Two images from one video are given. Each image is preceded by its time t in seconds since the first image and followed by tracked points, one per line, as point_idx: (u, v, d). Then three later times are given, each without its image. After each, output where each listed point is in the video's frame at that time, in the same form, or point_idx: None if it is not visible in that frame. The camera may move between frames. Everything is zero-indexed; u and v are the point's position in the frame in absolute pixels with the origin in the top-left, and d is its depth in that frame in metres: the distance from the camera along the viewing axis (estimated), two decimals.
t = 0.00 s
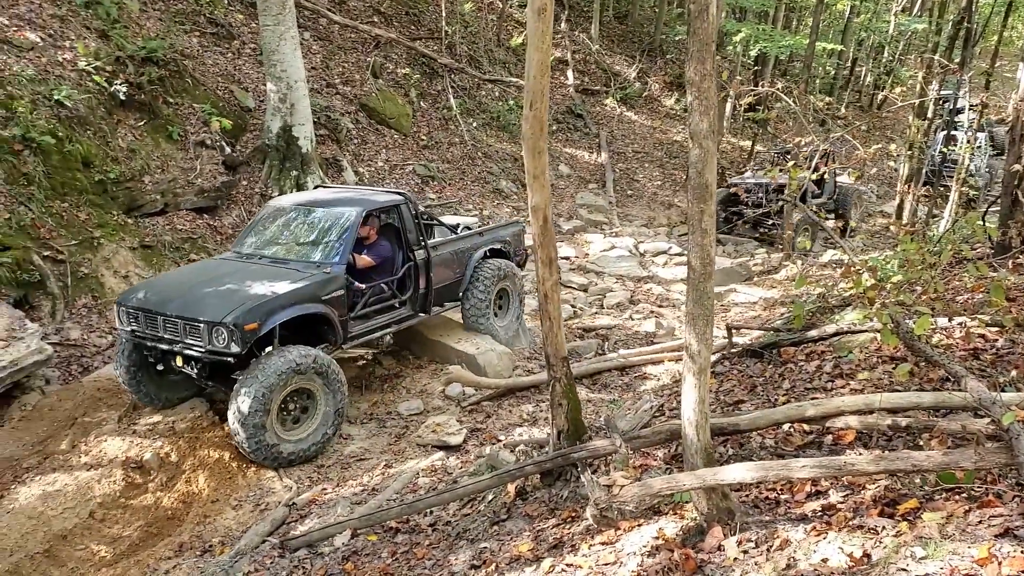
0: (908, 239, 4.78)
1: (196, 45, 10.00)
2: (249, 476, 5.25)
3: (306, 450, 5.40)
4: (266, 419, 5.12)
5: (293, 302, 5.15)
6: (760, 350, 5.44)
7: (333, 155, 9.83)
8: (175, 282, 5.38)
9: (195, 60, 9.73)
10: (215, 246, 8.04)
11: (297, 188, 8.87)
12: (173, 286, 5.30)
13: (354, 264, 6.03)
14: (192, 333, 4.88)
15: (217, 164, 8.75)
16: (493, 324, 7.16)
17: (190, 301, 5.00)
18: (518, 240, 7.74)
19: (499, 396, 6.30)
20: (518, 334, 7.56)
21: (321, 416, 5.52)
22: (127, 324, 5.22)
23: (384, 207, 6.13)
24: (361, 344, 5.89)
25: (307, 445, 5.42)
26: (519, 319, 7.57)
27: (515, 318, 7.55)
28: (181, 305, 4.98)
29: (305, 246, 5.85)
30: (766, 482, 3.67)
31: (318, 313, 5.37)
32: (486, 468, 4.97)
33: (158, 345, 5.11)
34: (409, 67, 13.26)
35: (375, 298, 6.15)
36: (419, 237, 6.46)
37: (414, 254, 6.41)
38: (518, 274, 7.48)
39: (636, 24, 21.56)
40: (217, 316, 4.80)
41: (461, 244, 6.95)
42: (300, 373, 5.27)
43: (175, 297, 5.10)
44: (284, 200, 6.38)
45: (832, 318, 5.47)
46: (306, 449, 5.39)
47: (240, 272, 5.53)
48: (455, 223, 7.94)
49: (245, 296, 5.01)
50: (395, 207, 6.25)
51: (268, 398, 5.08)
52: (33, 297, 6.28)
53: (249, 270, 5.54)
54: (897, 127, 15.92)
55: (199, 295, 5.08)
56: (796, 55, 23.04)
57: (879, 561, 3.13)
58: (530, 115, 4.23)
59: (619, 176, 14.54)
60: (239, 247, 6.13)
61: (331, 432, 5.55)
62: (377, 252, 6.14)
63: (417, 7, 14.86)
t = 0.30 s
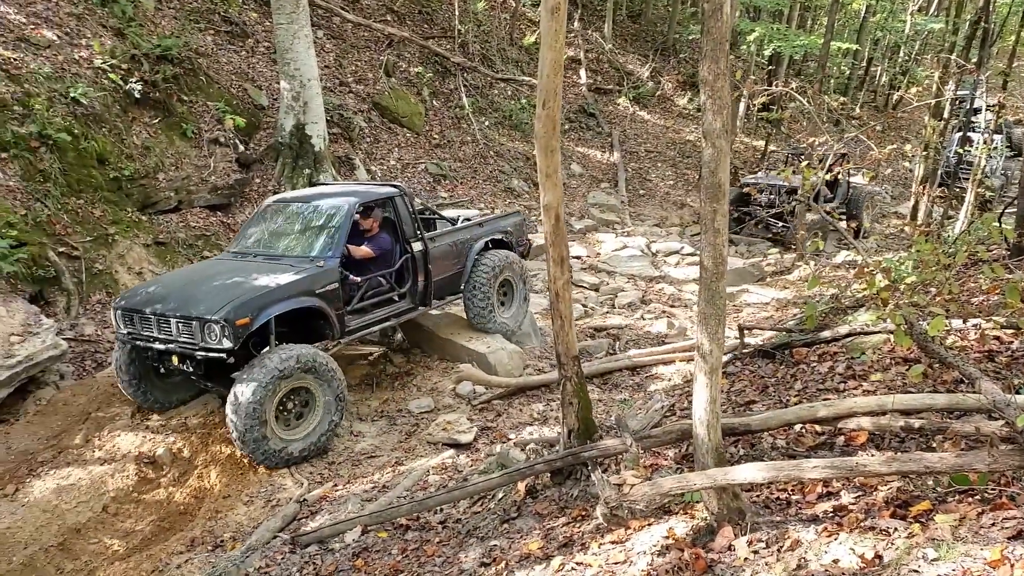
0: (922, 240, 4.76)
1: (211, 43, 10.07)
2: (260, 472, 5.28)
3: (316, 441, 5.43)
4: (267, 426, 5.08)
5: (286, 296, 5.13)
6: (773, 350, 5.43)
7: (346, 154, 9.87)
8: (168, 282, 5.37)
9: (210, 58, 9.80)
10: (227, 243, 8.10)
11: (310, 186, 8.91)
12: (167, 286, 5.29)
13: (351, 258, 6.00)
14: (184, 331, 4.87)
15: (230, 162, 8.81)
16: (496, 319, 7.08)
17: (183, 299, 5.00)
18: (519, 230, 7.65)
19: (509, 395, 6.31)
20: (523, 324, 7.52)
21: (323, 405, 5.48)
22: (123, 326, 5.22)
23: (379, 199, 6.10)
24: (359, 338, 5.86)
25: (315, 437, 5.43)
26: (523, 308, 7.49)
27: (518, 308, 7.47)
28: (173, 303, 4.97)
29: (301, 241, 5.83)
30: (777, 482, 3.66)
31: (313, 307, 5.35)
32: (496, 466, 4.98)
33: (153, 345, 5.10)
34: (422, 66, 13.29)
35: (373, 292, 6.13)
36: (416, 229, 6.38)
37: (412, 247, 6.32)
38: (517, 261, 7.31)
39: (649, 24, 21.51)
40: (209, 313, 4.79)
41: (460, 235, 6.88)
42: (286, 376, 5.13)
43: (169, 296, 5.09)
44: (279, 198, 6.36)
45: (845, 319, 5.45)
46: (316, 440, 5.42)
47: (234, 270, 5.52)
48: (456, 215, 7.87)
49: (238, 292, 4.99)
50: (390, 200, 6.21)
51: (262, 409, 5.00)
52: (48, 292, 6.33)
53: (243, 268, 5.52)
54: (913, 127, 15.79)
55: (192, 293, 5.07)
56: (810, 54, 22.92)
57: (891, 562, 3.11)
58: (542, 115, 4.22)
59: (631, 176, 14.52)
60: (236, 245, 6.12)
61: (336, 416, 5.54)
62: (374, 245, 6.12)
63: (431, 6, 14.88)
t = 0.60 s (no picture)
0: (936, 240, 4.73)
1: (224, 42, 10.13)
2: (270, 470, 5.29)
3: (319, 432, 5.43)
4: (262, 438, 5.07)
5: (270, 296, 5.07)
6: (783, 350, 5.41)
7: (357, 152, 9.91)
8: (152, 284, 5.31)
9: (223, 56, 9.86)
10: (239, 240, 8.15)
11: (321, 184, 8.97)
12: (153, 287, 5.24)
13: (340, 255, 5.97)
14: (167, 334, 4.81)
15: (243, 160, 8.88)
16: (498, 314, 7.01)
17: (167, 300, 4.94)
18: (516, 224, 7.61)
19: (519, 394, 6.30)
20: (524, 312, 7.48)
21: (314, 395, 5.38)
22: (108, 330, 5.17)
23: (367, 194, 6.05)
24: (350, 336, 5.83)
25: (315, 427, 5.41)
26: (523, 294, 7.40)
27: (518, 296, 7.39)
28: (155, 306, 4.90)
29: (289, 239, 5.78)
30: (787, 482, 3.64)
31: (299, 306, 5.30)
32: (505, 465, 4.98)
33: (138, 349, 5.05)
34: (434, 64, 13.31)
35: (363, 290, 6.09)
36: (406, 224, 6.36)
37: (403, 243, 6.31)
38: (507, 250, 7.16)
39: (662, 23, 21.47)
40: (191, 315, 4.72)
41: (454, 229, 6.83)
42: (260, 390, 4.98)
43: (153, 297, 5.04)
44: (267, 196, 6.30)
45: (857, 320, 5.42)
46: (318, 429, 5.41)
47: (220, 270, 5.47)
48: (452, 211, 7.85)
49: (221, 293, 4.93)
50: (379, 195, 6.16)
51: (248, 429, 4.94)
52: (62, 289, 6.38)
53: (230, 268, 5.47)
54: (927, 128, 15.66)
55: (175, 294, 5.01)
56: (824, 54, 22.78)
57: (902, 564, 3.09)
58: (553, 114, 4.22)
59: (643, 175, 14.49)
60: (225, 246, 6.07)
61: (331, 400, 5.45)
62: (365, 241, 6.09)
63: (443, 5, 14.90)
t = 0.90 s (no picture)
0: (949, 241, 4.71)
1: (235, 40, 10.17)
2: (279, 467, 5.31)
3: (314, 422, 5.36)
4: (258, 449, 5.03)
5: (255, 298, 5.02)
6: (793, 351, 5.39)
7: (367, 151, 9.96)
8: (138, 285, 5.26)
9: (234, 55, 9.90)
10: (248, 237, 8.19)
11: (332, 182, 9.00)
12: (137, 288, 5.20)
13: (331, 256, 5.90)
14: (150, 335, 4.76)
15: (254, 158, 8.93)
16: (501, 314, 6.97)
17: (150, 302, 4.89)
18: (516, 224, 7.51)
19: (527, 393, 6.30)
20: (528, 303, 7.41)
21: (296, 389, 5.22)
22: (95, 332, 5.13)
23: (359, 194, 5.98)
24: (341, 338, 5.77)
25: (308, 417, 5.32)
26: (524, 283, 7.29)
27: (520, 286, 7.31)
28: (138, 308, 4.85)
29: (279, 240, 5.72)
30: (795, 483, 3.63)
31: (286, 308, 5.24)
32: (513, 463, 4.98)
33: (123, 351, 5.00)
34: (444, 63, 13.32)
35: (354, 290, 6.02)
36: (400, 224, 6.28)
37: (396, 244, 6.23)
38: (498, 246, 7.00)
39: (673, 22, 21.43)
40: (173, 317, 4.67)
41: (450, 230, 6.75)
42: (235, 410, 4.83)
43: (136, 298, 4.99)
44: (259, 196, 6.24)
45: (868, 321, 5.40)
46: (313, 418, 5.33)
47: (206, 270, 5.41)
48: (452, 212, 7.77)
49: (204, 294, 4.87)
50: (372, 194, 6.08)
51: (238, 448, 4.87)
52: (73, 285, 6.38)
53: (217, 268, 5.41)
54: (940, 128, 15.56)
55: (159, 295, 4.96)
56: (836, 53, 22.68)
57: (910, 565, 3.08)
58: (563, 113, 4.21)
59: (653, 174, 14.47)
60: (216, 245, 6.02)
61: (314, 387, 5.30)
62: (356, 242, 6.01)
63: (454, 4, 14.91)
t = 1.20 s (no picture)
0: (962, 241, 4.69)
1: (246, 38, 10.20)
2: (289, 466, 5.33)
3: (307, 415, 5.25)
4: (257, 457, 4.99)
5: (245, 299, 4.92)
6: (803, 351, 5.38)
7: (377, 150, 9.99)
8: (128, 283, 5.18)
9: (245, 53, 9.93)
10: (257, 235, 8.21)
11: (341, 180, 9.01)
12: (128, 286, 5.12)
13: (325, 258, 5.81)
14: (138, 334, 4.68)
15: (264, 156, 8.97)
16: (506, 316, 7.02)
17: (138, 301, 4.81)
18: (516, 228, 7.40)
19: (536, 392, 6.31)
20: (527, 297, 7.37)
21: (274, 389, 5.06)
22: (83, 329, 5.06)
23: (355, 194, 5.87)
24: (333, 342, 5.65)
25: (297, 410, 5.19)
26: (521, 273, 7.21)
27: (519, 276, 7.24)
28: (126, 306, 4.78)
29: (273, 239, 5.61)
30: (807, 483, 3.62)
31: (277, 310, 5.14)
32: (522, 462, 4.98)
33: (111, 350, 4.93)
34: (454, 62, 13.32)
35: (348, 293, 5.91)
36: (397, 226, 6.18)
37: (392, 246, 6.12)
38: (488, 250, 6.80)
39: (683, 21, 21.38)
40: (161, 317, 4.59)
41: (448, 233, 6.63)
42: (216, 433, 4.71)
43: (126, 296, 4.91)
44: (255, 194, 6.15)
45: (878, 322, 5.40)
46: (304, 409, 5.21)
47: (197, 269, 5.32)
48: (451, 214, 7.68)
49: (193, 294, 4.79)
50: (368, 195, 5.98)
51: (236, 463, 4.84)
52: (84, 282, 6.42)
53: (209, 268, 5.32)
54: (952, 128, 15.47)
55: (147, 295, 4.88)
56: (847, 53, 22.56)
57: (923, 566, 3.07)
58: (574, 111, 4.21)
59: (663, 174, 14.44)
60: (209, 243, 5.94)
61: (291, 382, 5.10)
62: (351, 243, 5.91)
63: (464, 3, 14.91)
